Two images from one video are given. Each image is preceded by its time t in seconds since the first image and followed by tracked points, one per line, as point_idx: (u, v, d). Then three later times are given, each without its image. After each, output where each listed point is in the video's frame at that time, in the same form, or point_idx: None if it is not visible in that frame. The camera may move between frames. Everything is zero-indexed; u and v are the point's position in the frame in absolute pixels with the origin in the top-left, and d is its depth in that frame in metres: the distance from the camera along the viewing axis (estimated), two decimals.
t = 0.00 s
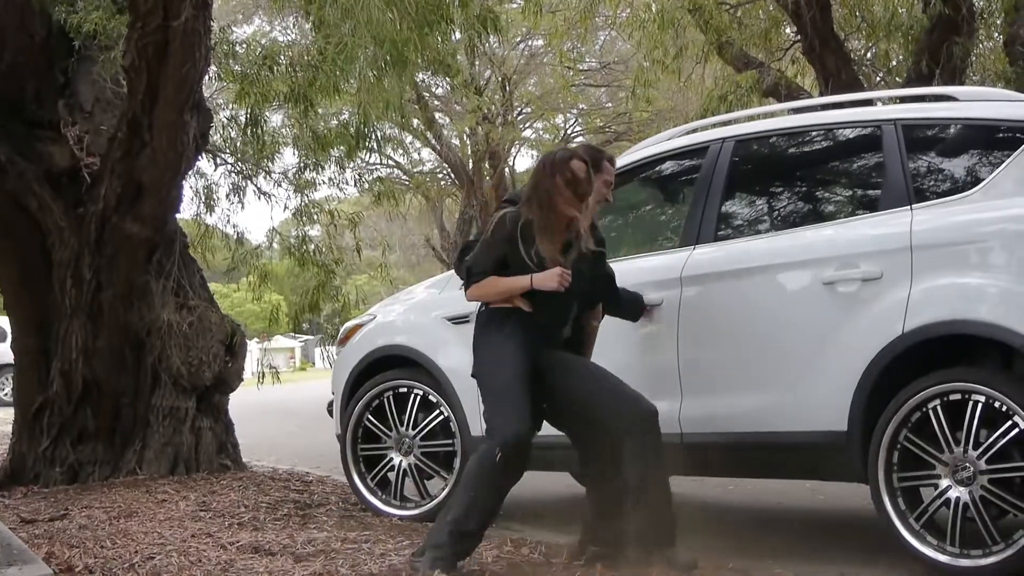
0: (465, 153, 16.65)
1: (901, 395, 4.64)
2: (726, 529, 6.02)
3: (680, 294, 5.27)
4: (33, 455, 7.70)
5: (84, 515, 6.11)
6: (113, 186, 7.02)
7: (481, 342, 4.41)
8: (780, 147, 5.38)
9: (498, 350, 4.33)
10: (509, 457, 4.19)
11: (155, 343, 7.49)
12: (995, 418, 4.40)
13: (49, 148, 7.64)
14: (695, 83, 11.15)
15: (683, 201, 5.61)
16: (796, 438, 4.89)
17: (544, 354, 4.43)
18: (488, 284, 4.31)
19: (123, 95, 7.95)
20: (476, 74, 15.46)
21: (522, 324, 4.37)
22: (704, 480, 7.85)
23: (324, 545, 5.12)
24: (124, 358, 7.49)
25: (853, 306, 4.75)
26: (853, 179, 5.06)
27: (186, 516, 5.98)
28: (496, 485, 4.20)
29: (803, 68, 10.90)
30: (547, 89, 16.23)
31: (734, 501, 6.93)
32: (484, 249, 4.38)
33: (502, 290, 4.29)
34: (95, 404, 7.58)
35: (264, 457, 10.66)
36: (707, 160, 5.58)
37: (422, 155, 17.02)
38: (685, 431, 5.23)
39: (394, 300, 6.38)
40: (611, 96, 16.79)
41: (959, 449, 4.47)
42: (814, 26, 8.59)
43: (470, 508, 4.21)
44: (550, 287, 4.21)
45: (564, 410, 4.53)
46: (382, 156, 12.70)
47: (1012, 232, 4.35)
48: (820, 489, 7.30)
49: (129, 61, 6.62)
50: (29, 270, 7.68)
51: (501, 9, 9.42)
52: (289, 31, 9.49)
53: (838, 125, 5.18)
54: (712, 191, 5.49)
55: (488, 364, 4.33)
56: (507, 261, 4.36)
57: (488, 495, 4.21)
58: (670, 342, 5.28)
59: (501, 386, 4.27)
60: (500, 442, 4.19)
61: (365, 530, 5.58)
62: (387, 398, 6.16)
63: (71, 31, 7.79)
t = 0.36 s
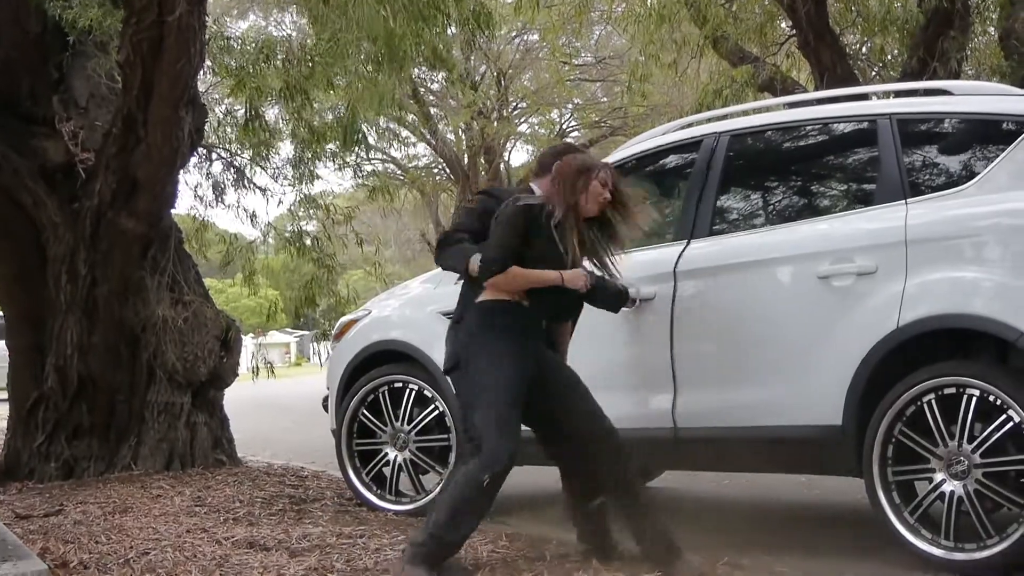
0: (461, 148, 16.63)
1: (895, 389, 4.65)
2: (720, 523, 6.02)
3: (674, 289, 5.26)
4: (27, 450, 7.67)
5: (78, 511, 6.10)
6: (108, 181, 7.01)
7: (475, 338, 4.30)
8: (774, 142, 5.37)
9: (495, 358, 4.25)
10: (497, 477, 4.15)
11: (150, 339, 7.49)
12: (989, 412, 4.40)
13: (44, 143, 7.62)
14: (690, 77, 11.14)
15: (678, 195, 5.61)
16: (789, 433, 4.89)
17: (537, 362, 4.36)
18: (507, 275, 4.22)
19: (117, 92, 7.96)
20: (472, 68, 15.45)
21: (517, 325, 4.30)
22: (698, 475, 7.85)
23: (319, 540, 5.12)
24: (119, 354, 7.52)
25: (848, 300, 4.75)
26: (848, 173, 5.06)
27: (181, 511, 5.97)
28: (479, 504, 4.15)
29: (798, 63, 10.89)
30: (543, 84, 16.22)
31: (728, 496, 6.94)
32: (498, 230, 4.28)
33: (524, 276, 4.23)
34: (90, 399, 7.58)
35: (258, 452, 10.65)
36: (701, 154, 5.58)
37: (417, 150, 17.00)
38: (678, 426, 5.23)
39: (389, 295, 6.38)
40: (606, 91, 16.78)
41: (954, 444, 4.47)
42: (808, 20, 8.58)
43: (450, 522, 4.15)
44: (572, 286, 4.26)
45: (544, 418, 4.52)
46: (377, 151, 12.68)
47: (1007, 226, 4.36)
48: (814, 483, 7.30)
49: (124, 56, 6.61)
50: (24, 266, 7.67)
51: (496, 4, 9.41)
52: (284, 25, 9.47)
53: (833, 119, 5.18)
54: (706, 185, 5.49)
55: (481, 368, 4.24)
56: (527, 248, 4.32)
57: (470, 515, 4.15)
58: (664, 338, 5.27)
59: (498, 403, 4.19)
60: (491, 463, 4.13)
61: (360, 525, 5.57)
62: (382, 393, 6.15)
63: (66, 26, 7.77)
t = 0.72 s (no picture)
0: (455, 145, 16.61)
1: (890, 386, 4.65)
2: (714, 521, 6.03)
3: (669, 286, 5.26)
4: (22, 448, 7.67)
5: (72, 509, 6.10)
6: (101, 178, 7.00)
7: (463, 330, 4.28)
8: (769, 139, 5.38)
9: (468, 334, 4.24)
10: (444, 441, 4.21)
11: (144, 336, 7.47)
12: (983, 410, 4.41)
13: (37, 141, 7.57)
14: (685, 75, 11.13)
15: (672, 192, 5.61)
16: (784, 430, 4.90)
17: (532, 351, 4.27)
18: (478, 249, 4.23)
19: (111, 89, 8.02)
20: (466, 65, 15.43)
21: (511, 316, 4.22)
22: (693, 472, 7.86)
23: (314, 538, 5.12)
24: (113, 350, 7.47)
25: (842, 297, 4.76)
26: (842, 170, 5.07)
27: (175, 509, 5.97)
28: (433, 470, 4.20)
29: (793, 60, 10.90)
30: (537, 81, 16.20)
31: (723, 493, 6.94)
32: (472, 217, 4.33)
33: (492, 246, 4.21)
34: (84, 397, 7.57)
35: (252, 450, 10.64)
36: (696, 152, 5.58)
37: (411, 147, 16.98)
38: (673, 423, 5.23)
39: (384, 292, 6.37)
40: (601, 88, 16.77)
41: (948, 441, 4.49)
42: (803, 18, 8.58)
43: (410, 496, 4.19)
44: (539, 242, 4.15)
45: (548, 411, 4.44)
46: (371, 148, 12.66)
47: (1001, 224, 4.37)
48: (809, 480, 7.32)
49: (118, 52, 6.60)
50: (18, 262, 7.65)
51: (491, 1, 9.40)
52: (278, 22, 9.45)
53: (827, 116, 5.18)
54: (701, 183, 5.49)
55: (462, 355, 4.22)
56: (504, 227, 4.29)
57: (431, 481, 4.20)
58: (660, 334, 5.27)
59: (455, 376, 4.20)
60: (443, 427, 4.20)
61: (354, 523, 5.58)
62: (377, 391, 6.15)
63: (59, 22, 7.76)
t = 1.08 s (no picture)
0: (453, 152, 16.63)
1: (886, 394, 4.66)
2: (712, 529, 6.03)
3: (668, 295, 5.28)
4: (19, 454, 7.58)
5: (69, 514, 6.09)
6: (99, 184, 7.00)
7: (445, 351, 4.21)
8: (766, 147, 5.38)
9: (458, 360, 4.16)
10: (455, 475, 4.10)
11: (141, 342, 7.48)
12: (980, 418, 4.41)
13: (35, 146, 7.56)
14: (683, 82, 11.14)
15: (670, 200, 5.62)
16: (781, 438, 4.90)
17: (515, 366, 4.21)
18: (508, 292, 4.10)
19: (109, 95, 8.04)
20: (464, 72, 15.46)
21: (488, 338, 4.15)
22: (690, 480, 7.87)
23: (310, 545, 5.11)
24: (110, 356, 7.50)
25: (839, 306, 4.77)
26: (839, 178, 5.08)
27: (172, 515, 5.96)
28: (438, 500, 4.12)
29: (790, 68, 10.92)
30: (535, 88, 16.21)
31: (721, 501, 6.95)
32: (489, 251, 4.04)
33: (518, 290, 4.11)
34: (81, 403, 7.56)
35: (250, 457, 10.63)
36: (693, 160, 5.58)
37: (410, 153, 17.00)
38: (671, 431, 5.24)
39: (382, 299, 6.38)
40: (599, 96, 16.75)
41: (945, 449, 4.48)
42: (801, 27, 8.60)
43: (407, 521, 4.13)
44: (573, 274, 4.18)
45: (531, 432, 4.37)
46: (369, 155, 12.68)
47: (998, 232, 4.38)
48: (806, 488, 7.31)
49: (116, 58, 6.60)
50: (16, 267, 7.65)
51: (490, 8, 9.42)
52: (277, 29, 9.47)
53: (825, 125, 5.19)
54: (699, 190, 5.49)
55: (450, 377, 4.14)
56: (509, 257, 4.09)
57: (428, 510, 4.12)
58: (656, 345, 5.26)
59: (455, 406, 4.10)
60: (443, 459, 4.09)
61: (351, 530, 5.57)
62: (374, 398, 6.14)
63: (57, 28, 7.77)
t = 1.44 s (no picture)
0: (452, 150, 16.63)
1: (885, 393, 4.67)
2: (710, 527, 6.04)
3: (669, 294, 5.31)
4: (17, 450, 7.61)
5: (68, 511, 6.09)
6: (99, 181, 6.99)
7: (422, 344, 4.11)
8: (765, 146, 5.38)
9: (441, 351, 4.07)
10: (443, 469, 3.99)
11: (140, 339, 7.49)
12: (979, 417, 4.42)
13: (35, 143, 7.58)
14: (682, 81, 11.14)
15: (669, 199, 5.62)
16: (779, 437, 4.90)
17: (482, 354, 4.14)
18: (413, 295, 4.00)
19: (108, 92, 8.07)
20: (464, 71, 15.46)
21: (457, 331, 4.09)
22: (688, 478, 7.88)
23: (308, 542, 5.12)
24: (110, 353, 7.51)
25: (839, 305, 4.77)
26: (838, 178, 5.09)
27: (171, 511, 5.96)
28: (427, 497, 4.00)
29: (790, 67, 10.91)
30: (535, 86, 16.21)
31: (719, 499, 6.96)
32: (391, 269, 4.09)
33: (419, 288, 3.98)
34: (80, 399, 7.55)
35: (249, 454, 10.63)
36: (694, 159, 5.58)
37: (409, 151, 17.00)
38: (671, 430, 5.24)
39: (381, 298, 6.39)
40: (599, 95, 16.67)
41: (943, 448, 4.49)
42: (801, 26, 8.61)
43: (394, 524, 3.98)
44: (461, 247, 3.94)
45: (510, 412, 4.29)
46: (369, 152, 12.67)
47: (997, 232, 4.39)
48: (804, 487, 7.33)
49: (116, 55, 6.60)
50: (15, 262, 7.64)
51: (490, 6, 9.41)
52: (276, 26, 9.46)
53: (823, 124, 5.19)
54: (698, 190, 5.49)
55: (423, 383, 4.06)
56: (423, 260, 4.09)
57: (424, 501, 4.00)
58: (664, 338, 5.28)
59: (444, 393, 4.01)
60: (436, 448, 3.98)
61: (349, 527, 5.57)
62: (372, 395, 6.13)
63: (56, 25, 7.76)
